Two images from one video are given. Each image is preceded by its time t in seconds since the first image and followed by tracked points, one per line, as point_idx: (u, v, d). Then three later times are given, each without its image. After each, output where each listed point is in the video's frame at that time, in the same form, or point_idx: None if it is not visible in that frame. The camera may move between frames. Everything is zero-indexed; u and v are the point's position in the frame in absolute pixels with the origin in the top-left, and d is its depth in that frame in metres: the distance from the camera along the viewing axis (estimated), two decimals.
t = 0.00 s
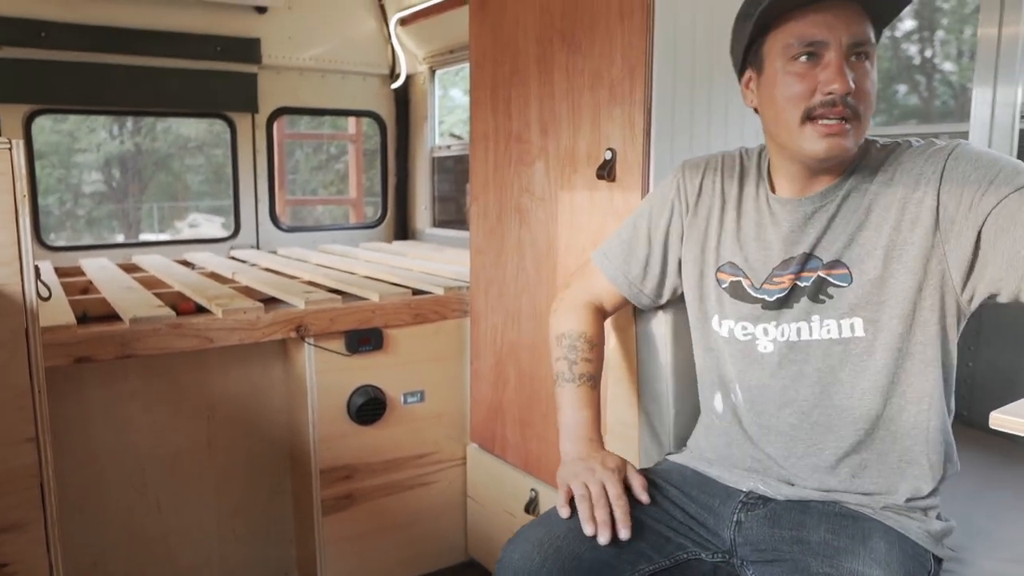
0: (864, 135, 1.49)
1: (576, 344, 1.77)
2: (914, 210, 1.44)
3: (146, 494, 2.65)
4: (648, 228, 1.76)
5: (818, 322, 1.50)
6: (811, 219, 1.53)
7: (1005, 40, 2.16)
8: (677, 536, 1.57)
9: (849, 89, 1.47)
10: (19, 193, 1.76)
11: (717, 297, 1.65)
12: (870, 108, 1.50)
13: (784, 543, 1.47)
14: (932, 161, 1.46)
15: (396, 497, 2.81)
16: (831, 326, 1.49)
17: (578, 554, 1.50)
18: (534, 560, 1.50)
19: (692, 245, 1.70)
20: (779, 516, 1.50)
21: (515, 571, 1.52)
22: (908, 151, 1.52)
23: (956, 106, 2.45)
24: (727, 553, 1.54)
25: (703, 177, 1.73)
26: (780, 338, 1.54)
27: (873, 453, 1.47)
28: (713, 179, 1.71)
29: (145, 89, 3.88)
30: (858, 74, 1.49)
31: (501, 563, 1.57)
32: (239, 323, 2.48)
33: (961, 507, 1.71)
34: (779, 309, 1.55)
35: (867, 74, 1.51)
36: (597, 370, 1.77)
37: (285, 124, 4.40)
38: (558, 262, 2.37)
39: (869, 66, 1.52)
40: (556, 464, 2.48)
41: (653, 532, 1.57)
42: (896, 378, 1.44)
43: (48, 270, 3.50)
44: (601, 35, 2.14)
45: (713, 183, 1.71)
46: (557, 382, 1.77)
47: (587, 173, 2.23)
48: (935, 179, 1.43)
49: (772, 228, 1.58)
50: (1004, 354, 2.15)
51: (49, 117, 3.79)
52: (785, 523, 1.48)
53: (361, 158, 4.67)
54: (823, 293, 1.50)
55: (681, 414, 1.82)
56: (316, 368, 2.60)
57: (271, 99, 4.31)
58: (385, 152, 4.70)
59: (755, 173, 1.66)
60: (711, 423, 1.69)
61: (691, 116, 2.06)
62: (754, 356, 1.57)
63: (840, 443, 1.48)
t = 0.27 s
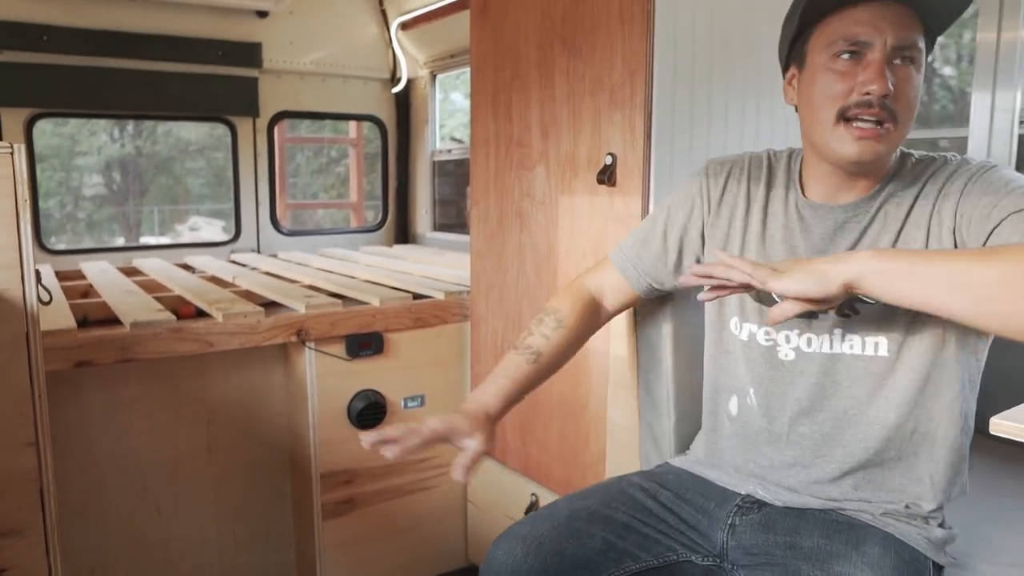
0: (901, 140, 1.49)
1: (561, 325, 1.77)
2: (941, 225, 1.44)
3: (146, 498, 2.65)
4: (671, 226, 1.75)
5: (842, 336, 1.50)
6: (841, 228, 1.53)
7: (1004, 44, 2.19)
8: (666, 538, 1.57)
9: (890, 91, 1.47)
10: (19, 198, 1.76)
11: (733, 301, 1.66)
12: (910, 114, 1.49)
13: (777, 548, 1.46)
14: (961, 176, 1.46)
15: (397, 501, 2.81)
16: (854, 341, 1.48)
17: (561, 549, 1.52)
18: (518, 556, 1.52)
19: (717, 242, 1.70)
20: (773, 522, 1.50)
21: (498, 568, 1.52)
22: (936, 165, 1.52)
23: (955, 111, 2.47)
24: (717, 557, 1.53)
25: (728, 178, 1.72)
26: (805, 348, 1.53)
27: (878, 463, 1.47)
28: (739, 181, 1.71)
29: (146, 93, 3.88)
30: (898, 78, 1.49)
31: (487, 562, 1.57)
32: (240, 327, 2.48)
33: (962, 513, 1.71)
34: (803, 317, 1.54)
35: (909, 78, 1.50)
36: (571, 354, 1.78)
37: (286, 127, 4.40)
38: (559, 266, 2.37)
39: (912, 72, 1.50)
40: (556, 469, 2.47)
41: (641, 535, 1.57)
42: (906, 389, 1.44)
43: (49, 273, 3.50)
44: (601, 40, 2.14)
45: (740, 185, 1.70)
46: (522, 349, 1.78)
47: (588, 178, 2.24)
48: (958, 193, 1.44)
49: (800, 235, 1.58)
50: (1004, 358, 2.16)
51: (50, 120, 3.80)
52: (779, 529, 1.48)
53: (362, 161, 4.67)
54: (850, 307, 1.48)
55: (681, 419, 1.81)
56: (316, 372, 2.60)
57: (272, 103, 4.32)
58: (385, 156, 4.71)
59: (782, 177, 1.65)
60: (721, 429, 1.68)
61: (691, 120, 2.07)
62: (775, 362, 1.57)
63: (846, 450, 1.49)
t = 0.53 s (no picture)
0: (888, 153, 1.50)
1: (554, 319, 1.77)
2: (937, 236, 1.44)
3: (143, 505, 2.64)
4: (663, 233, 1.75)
5: (842, 349, 1.49)
6: (838, 240, 1.53)
7: (997, 54, 2.21)
8: (670, 548, 1.56)
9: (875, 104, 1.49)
10: (17, 205, 1.76)
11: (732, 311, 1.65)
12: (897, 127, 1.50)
13: (783, 557, 1.46)
14: (956, 186, 1.46)
15: (394, 509, 2.80)
16: (854, 353, 1.48)
17: (570, 565, 1.49)
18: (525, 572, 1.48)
19: (711, 254, 1.69)
20: (778, 529, 1.49)
21: None
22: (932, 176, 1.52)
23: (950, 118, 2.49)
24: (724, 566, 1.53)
25: (725, 189, 1.72)
26: (803, 359, 1.53)
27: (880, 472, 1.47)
28: (736, 193, 1.71)
29: (144, 99, 3.88)
30: (882, 91, 1.50)
31: None
32: (237, 334, 2.47)
33: (960, 521, 1.71)
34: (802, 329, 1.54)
35: (895, 90, 1.51)
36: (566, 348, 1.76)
37: (284, 134, 4.40)
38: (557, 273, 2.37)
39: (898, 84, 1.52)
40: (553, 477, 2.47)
41: (647, 546, 1.56)
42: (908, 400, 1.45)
43: (45, 280, 3.49)
44: (599, 48, 2.15)
45: (737, 197, 1.70)
46: (519, 349, 1.78)
47: (586, 185, 2.24)
48: (954, 204, 1.44)
49: (796, 247, 1.58)
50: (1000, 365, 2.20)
51: (48, 126, 3.79)
52: (785, 536, 1.48)
53: (359, 167, 4.67)
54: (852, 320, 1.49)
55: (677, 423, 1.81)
56: (314, 379, 2.59)
57: (270, 110, 4.32)
58: (383, 163, 4.71)
59: (779, 190, 1.65)
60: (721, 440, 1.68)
61: (689, 128, 2.07)
62: (775, 375, 1.56)
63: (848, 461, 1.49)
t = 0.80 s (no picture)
0: (831, 159, 1.48)
1: (563, 365, 1.83)
2: (900, 244, 1.42)
3: (141, 510, 2.64)
4: (638, 260, 1.77)
5: (817, 361, 1.49)
6: (803, 250, 1.52)
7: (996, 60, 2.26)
8: (663, 553, 1.57)
9: (810, 116, 1.47)
10: (17, 209, 1.77)
11: (710, 326, 1.65)
12: (835, 131, 1.48)
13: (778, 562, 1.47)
14: (915, 188, 1.45)
15: (393, 513, 2.80)
16: (827, 364, 1.48)
17: (558, 564, 1.52)
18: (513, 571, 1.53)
19: (686, 276, 1.70)
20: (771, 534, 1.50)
21: None
22: (892, 179, 1.51)
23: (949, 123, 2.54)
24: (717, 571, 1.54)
25: (695, 207, 1.73)
26: (781, 372, 1.52)
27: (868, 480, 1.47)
28: (706, 211, 1.71)
29: (144, 103, 3.89)
30: (813, 99, 1.49)
31: None
32: (236, 338, 2.47)
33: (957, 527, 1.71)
34: (774, 343, 1.53)
35: (828, 96, 1.50)
36: (583, 392, 1.82)
37: (283, 138, 4.41)
38: (556, 278, 2.37)
39: (831, 89, 1.50)
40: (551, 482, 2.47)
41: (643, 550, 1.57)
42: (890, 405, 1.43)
43: (45, 283, 3.50)
44: (598, 54, 2.15)
45: (706, 215, 1.71)
46: (543, 405, 1.83)
47: (584, 191, 2.24)
48: (913, 206, 1.43)
49: (765, 262, 1.57)
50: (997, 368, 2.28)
51: (47, 129, 3.79)
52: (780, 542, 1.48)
53: (358, 171, 4.68)
54: (821, 332, 1.48)
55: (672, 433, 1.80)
56: (312, 383, 2.59)
57: (269, 114, 4.33)
58: (382, 166, 4.72)
59: (745, 207, 1.66)
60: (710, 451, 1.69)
61: (688, 134, 2.09)
62: (755, 390, 1.56)
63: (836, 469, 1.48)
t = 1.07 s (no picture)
0: (763, 166, 1.50)
1: (546, 385, 1.87)
2: (835, 247, 1.42)
3: (141, 513, 2.64)
4: (607, 274, 1.81)
5: (775, 364, 1.48)
6: (752, 256, 1.52)
7: (994, 62, 2.44)
8: (661, 557, 1.59)
9: (738, 127, 1.51)
10: (17, 213, 1.77)
11: (683, 333, 1.63)
12: (764, 140, 1.51)
13: (774, 565, 1.47)
14: (852, 187, 1.45)
15: (392, 517, 2.80)
16: (785, 368, 1.47)
17: (557, 568, 1.55)
18: None
19: (654, 284, 1.71)
20: (767, 534, 1.51)
21: None
22: (834, 178, 1.50)
23: (947, 126, 2.60)
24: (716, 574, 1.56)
25: (656, 219, 1.75)
26: (746, 377, 1.52)
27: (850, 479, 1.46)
28: (667, 221, 1.72)
29: (143, 108, 3.90)
30: (738, 112, 1.53)
31: None
32: (235, 342, 2.48)
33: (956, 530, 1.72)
34: (737, 350, 1.53)
35: (752, 108, 1.53)
36: (570, 408, 1.86)
37: (282, 142, 4.42)
38: (554, 282, 2.38)
39: (756, 100, 1.54)
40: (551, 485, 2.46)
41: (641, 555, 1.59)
42: (851, 404, 1.42)
43: (44, 288, 3.50)
44: (597, 58, 2.16)
45: (666, 225, 1.72)
46: (531, 424, 1.86)
47: (583, 195, 2.25)
48: (847, 207, 1.42)
49: (719, 269, 1.57)
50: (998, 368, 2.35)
51: (47, 133, 3.80)
52: (777, 545, 1.48)
53: (358, 175, 4.68)
54: (773, 335, 1.48)
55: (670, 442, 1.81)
56: (311, 387, 2.60)
57: (269, 118, 4.33)
58: (382, 170, 4.73)
59: (703, 214, 1.67)
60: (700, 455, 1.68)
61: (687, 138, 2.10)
62: (725, 396, 1.56)
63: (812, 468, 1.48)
